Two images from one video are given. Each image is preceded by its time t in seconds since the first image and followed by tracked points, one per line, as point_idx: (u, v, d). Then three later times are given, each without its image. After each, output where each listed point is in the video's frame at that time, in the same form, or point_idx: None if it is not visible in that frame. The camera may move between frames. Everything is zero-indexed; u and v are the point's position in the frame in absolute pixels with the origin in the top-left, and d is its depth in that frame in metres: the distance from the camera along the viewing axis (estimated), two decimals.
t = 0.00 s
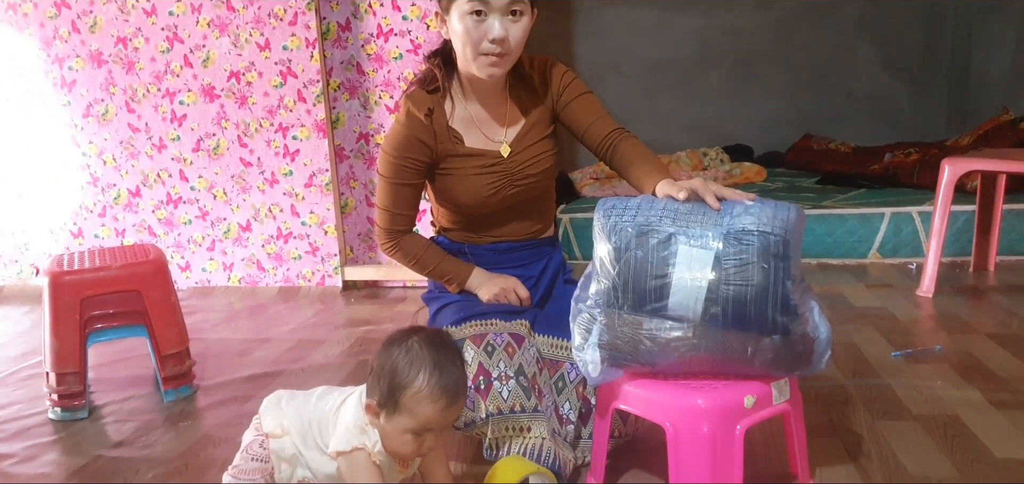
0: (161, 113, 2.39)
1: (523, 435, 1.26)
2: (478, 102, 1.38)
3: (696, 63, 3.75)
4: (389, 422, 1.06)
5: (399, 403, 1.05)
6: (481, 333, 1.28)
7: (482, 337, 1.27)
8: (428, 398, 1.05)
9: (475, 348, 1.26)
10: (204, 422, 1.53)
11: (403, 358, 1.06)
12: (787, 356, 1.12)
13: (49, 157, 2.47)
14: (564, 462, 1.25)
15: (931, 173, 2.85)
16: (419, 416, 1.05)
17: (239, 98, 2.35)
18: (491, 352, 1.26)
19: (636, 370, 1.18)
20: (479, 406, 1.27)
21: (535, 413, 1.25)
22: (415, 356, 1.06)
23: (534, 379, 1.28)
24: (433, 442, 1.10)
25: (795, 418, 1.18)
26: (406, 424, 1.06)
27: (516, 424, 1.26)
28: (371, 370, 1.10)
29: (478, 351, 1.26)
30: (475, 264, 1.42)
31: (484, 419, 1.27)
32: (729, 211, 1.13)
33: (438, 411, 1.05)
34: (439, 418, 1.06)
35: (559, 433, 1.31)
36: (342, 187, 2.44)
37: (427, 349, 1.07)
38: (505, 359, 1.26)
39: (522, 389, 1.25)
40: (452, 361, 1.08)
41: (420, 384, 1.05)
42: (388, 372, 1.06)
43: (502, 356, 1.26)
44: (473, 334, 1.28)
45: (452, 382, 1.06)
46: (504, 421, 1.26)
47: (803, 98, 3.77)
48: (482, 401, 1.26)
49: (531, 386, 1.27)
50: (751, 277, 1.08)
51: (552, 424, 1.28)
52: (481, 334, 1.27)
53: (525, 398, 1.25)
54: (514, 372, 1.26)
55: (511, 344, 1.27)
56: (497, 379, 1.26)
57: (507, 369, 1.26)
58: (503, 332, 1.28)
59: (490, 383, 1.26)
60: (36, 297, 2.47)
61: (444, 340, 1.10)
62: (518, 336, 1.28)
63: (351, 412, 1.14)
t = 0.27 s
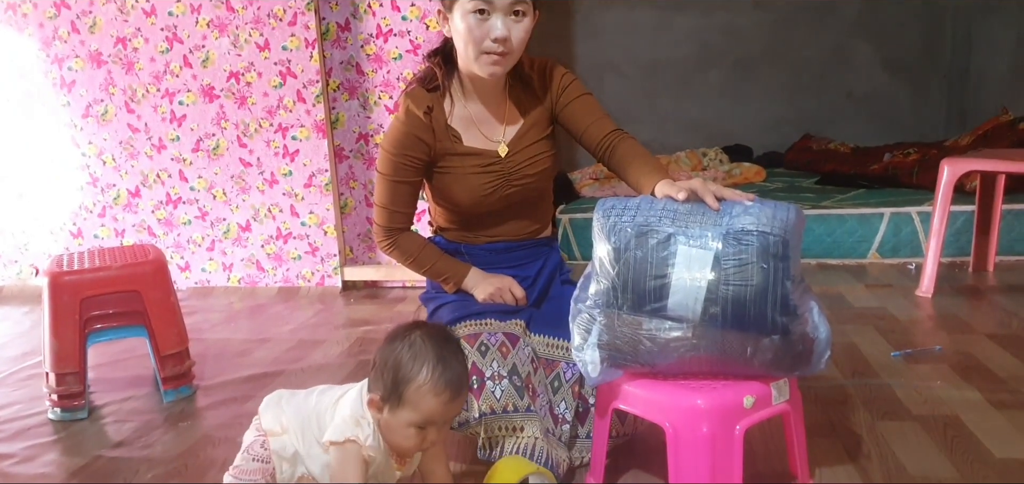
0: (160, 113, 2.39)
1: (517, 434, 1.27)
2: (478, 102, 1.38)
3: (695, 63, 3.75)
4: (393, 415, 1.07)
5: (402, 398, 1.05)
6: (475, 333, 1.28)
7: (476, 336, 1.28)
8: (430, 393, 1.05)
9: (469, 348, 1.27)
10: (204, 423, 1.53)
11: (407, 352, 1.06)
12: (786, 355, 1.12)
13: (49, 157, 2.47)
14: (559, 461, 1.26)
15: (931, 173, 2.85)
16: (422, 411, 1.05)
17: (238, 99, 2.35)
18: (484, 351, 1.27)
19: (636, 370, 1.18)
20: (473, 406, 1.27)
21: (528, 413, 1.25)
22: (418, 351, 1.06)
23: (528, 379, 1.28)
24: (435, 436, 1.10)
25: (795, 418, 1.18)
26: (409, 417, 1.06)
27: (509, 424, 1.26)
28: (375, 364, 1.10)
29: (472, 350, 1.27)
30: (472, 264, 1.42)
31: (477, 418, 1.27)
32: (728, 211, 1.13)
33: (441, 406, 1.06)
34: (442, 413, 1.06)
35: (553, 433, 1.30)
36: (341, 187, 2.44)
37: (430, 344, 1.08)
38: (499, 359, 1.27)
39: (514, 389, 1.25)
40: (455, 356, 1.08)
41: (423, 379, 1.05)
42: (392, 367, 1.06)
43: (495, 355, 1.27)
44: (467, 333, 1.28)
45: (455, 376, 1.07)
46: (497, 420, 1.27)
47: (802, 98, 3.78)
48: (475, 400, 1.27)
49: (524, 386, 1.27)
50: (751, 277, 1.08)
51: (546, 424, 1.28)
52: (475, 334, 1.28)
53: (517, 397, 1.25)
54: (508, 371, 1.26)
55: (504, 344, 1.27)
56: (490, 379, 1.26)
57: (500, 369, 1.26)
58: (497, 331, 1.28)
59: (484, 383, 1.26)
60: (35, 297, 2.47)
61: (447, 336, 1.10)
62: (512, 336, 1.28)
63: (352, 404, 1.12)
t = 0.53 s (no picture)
0: (160, 107, 2.39)
1: (518, 428, 1.27)
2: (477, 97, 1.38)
3: (696, 58, 3.75)
4: (387, 404, 1.06)
5: (398, 386, 1.05)
6: (476, 327, 1.28)
7: (477, 331, 1.28)
8: (426, 382, 1.04)
9: (470, 342, 1.27)
10: (204, 417, 1.53)
11: (405, 341, 1.07)
12: (787, 350, 1.11)
13: (49, 152, 2.47)
14: (559, 455, 1.26)
15: (932, 168, 2.85)
16: (417, 400, 1.05)
17: (238, 93, 2.35)
18: (485, 346, 1.27)
19: (636, 364, 1.17)
20: (474, 400, 1.28)
21: (529, 408, 1.25)
22: (416, 340, 1.06)
23: (529, 374, 1.28)
24: (429, 427, 1.09)
25: (795, 413, 1.18)
26: (404, 406, 1.05)
27: (509, 418, 1.27)
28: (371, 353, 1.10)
29: (473, 345, 1.27)
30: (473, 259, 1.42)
31: (478, 412, 1.28)
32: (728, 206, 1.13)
33: (436, 397, 1.05)
34: (436, 403, 1.06)
35: (553, 427, 1.30)
36: (341, 182, 2.44)
37: (428, 334, 1.08)
38: (499, 354, 1.27)
39: (515, 384, 1.26)
40: (451, 349, 1.09)
41: (419, 367, 1.05)
42: (389, 355, 1.06)
43: (496, 350, 1.27)
44: (468, 327, 1.28)
45: (451, 367, 1.07)
46: (498, 414, 1.27)
47: (803, 93, 3.77)
48: (476, 395, 1.27)
49: (525, 381, 1.27)
50: (752, 272, 1.08)
51: (547, 419, 1.28)
52: (476, 329, 1.28)
53: (518, 392, 1.25)
54: (508, 366, 1.26)
55: (505, 339, 1.27)
56: (491, 373, 1.26)
57: (501, 364, 1.27)
58: (498, 326, 1.28)
59: (484, 378, 1.27)
60: (35, 292, 2.48)
61: (444, 328, 1.11)
62: (513, 331, 1.28)
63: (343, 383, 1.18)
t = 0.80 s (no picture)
0: (157, 71, 2.36)
1: (517, 406, 1.26)
2: (487, 66, 1.35)
3: (699, 28, 3.71)
4: (368, 360, 1.03)
5: (377, 343, 1.01)
6: (478, 303, 1.28)
7: (479, 307, 1.28)
8: (405, 339, 1.01)
9: (472, 319, 1.28)
10: (203, 381, 1.54)
11: (381, 294, 1.02)
12: (786, 319, 1.11)
13: (45, 115, 2.45)
14: (560, 432, 1.26)
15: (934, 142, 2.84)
16: (397, 357, 1.01)
17: (236, 57, 2.33)
18: (487, 323, 1.27)
19: (635, 333, 1.17)
20: (474, 377, 1.27)
21: (530, 385, 1.26)
22: (396, 297, 1.02)
23: (530, 351, 1.29)
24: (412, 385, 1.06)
25: (792, 383, 1.18)
26: (384, 363, 1.02)
27: (510, 396, 1.26)
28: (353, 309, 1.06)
29: (475, 321, 1.27)
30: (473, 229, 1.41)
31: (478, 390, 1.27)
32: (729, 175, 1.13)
33: (417, 354, 1.02)
34: (417, 360, 1.02)
35: (553, 403, 1.31)
36: (340, 149, 2.41)
37: (408, 289, 1.03)
38: (501, 332, 1.27)
39: (516, 362, 1.26)
40: (432, 303, 1.04)
41: (398, 323, 1.00)
42: (367, 312, 1.02)
43: (498, 327, 1.27)
44: (470, 303, 1.28)
45: (433, 323, 1.02)
46: (498, 393, 1.26)
47: (807, 65, 3.74)
48: (476, 372, 1.27)
49: (526, 358, 1.27)
50: (752, 241, 1.08)
51: (546, 397, 1.29)
52: (478, 305, 1.28)
53: (519, 370, 1.26)
54: (510, 344, 1.27)
55: (507, 315, 1.28)
56: (492, 351, 1.26)
57: (504, 341, 1.27)
58: (500, 302, 1.29)
59: (485, 356, 1.27)
60: (33, 255, 2.47)
61: (428, 285, 1.06)
62: (515, 307, 1.29)
63: (336, 332, 1.13)
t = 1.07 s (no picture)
0: (153, 54, 2.35)
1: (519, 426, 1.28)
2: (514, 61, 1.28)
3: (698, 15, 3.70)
4: (347, 346, 1.02)
5: (354, 328, 1.01)
6: (481, 318, 1.28)
7: (482, 323, 1.28)
8: (381, 321, 1.00)
9: (474, 334, 1.27)
10: (199, 366, 1.53)
11: (353, 280, 1.03)
12: (781, 306, 1.11)
13: (40, 97, 2.44)
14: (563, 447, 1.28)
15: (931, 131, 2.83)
16: (375, 339, 1.01)
17: (232, 41, 2.31)
18: (490, 340, 1.28)
19: (631, 319, 1.17)
20: (474, 397, 1.27)
21: (533, 403, 1.26)
22: (367, 281, 1.02)
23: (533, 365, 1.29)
24: (395, 368, 1.05)
25: (787, 371, 1.19)
26: (364, 346, 1.01)
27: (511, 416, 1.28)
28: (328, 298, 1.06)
29: (478, 338, 1.27)
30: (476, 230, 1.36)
31: (478, 409, 1.28)
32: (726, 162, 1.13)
33: (394, 335, 1.01)
34: (396, 341, 1.01)
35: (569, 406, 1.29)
36: (337, 133, 2.41)
37: (381, 273, 1.03)
38: (502, 350, 1.28)
39: (519, 381, 1.27)
40: (405, 284, 1.04)
41: (373, 304, 1.01)
42: (341, 299, 1.02)
43: (500, 345, 1.28)
44: (472, 318, 1.28)
45: (409, 302, 1.02)
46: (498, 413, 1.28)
47: (805, 53, 3.73)
48: (476, 393, 1.27)
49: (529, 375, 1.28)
50: (748, 228, 1.08)
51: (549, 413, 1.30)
52: (481, 319, 1.28)
53: (521, 388, 1.27)
54: (511, 363, 1.28)
55: (510, 330, 1.29)
56: (494, 372, 1.27)
57: (504, 361, 1.28)
58: (502, 316, 1.29)
59: (487, 376, 1.27)
60: (29, 238, 2.47)
61: (401, 267, 1.06)
62: (517, 320, 1.31)
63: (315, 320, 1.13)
